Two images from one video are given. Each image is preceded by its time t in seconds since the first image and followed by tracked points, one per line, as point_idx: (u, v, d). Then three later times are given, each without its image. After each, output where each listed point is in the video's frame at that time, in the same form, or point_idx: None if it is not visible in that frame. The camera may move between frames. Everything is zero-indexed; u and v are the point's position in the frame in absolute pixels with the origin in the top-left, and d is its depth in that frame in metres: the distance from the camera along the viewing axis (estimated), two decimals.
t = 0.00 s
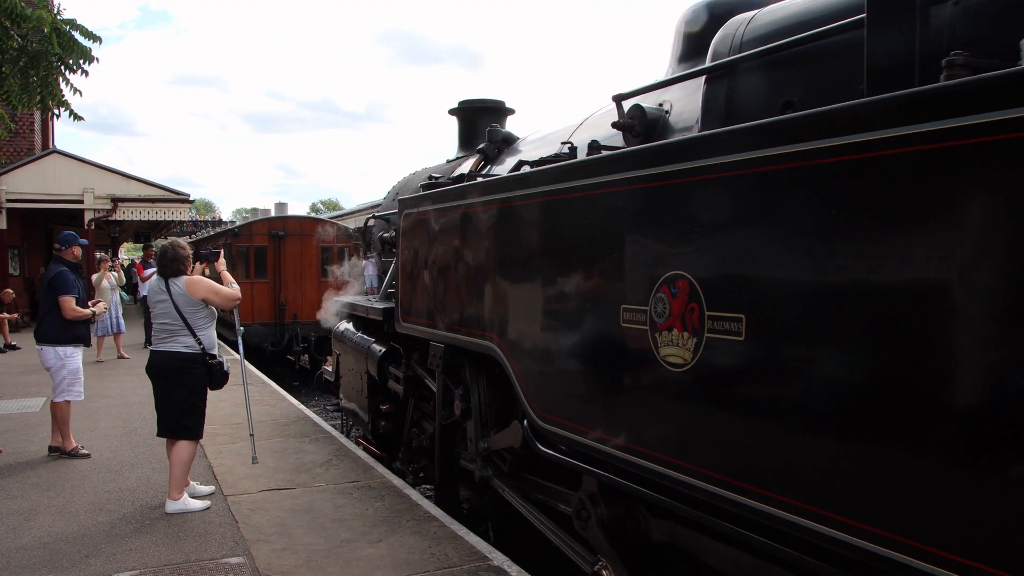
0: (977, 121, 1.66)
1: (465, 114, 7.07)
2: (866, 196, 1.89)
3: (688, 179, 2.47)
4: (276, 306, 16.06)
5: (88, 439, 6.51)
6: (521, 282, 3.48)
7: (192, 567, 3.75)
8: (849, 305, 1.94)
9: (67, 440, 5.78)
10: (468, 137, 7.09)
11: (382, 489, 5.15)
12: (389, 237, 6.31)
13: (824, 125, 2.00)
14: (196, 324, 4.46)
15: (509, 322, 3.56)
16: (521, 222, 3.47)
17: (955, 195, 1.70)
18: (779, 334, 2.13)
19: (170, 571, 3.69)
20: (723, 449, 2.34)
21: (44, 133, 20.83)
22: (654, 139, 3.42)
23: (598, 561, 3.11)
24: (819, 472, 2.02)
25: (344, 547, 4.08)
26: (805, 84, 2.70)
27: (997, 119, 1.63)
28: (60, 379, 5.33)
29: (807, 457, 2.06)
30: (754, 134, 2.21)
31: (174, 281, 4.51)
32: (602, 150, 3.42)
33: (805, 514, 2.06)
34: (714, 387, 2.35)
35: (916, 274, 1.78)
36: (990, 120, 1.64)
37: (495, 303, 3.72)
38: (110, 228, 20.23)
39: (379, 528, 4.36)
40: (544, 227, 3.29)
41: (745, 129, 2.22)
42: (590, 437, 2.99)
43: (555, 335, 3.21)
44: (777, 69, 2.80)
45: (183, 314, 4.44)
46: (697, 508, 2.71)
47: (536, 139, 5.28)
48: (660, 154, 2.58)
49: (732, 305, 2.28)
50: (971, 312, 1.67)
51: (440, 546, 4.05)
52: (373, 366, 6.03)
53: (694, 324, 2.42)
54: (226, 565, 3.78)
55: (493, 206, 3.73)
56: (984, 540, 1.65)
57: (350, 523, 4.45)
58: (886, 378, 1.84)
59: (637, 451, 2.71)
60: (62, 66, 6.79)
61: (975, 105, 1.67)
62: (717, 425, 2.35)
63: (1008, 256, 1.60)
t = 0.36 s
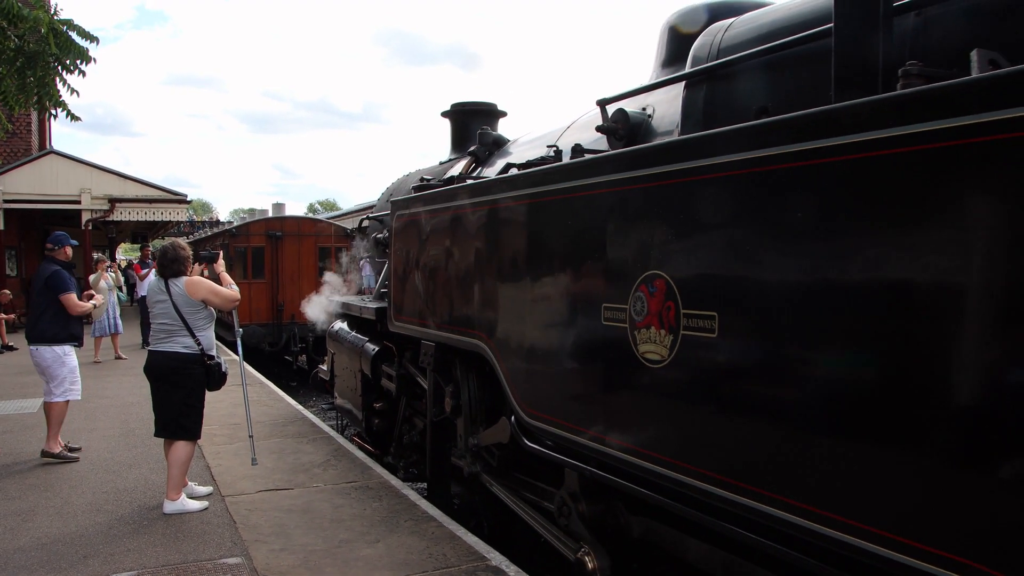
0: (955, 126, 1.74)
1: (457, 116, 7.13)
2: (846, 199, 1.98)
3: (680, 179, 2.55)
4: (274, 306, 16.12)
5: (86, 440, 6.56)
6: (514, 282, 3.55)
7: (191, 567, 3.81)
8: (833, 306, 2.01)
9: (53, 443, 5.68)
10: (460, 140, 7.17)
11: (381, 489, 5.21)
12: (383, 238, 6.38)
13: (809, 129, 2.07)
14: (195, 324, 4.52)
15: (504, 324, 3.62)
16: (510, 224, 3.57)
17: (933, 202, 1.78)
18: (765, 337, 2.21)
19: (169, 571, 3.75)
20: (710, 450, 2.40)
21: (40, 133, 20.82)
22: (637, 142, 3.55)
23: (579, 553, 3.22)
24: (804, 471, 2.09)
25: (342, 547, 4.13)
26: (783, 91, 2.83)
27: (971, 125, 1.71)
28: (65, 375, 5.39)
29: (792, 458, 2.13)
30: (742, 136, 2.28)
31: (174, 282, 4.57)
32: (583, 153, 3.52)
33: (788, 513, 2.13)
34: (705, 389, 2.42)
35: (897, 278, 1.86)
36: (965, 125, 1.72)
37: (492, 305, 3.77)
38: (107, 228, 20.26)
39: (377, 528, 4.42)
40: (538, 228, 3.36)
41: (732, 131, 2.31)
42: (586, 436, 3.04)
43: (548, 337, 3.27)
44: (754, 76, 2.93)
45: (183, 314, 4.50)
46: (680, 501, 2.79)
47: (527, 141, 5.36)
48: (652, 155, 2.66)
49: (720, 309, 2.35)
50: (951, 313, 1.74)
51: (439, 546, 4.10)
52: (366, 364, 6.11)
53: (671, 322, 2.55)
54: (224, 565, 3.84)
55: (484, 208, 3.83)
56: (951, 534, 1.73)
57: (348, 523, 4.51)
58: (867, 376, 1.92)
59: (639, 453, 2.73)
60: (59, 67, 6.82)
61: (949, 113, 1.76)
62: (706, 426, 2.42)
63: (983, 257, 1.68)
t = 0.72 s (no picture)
0: (947, 126, 1.75)
1: (452, 117, 7.15)
2: (839, 198, 1.99)
3: (663, 180, 2.61)
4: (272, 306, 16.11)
5: (84, 439, 6.56)
6: (512, 281, 3.56)
7: (188, 567, 3.81)
8: (828, 304, 2.01)
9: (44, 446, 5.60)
10: (454, 142, 7.19)
11: (378, 489, 5.21)
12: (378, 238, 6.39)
13: (800, 129, 2.09)
14: (193, 323, 4.52)
15: (502, 323, 3.63)
16: (498, 223, 3.68)
17: (928, 202, 1.79)
18: (760, 336, 2.21)
19: (166, 571, 3.75)
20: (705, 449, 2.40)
21: (39, 132, 20.81)
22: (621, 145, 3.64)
23: (563, 539, 3.36)
24: (801, 471, 2.08)
25: (340, 547, 4.13)
26: (757, 96, 2.92)
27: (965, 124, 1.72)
28: (55, 380, 5.34)
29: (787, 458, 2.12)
30: (734, 136, 2.29)
31: (172, 281, 4.57)
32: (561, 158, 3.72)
33: (783, 513, 2.13)
34: (700, 388, 2.42)
35: (891, 277, 1.86)
36: (957, 125, 1.73)
37: (490, 305, 3.77)
38: (105, 228, 20.25)
39: (375, 528, 4.41)
40: (534, 228, 3.38)
41: (718, 133, 2.35)
42: (581, 434, 3.05)
43: (544, 336, 3.28)
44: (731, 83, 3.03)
45: (180, 313, 4.49)
46: (672, 499, 2.81)
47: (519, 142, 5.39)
48: (644, 156, 2.68)
49: (715, 308, 2.36)
50: (944, 312, 1.75)
51: (437, 546, 4.10)
52: (360, 362, 6.13)
53: (649, 320, 2.63)
54: (222, 565, 3.83)
55: (474, 208, 3.93)
56: (945, 533, 1.73)
57: (346, 523, 4.50)
58: (864, 374, 1.92)
59: (640, 455, 2.71)
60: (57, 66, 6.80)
61: (940, 114, 1.77)
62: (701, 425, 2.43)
63: (978, 256, 1.68)
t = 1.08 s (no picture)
0: (938, 125, 1.75)
1: (445, 118, 7.15)
2: (832, 197, 1.98)
3: (649, 181, 2.64)
4: (270, 305, 16.10)
5: (81, 439, 6.54)
6: (510, 278, 3.55)
7: (186, 567, 3.80)
8: (825, 302, 1.99)
9: (42, 447, 5.60)
10: (448, 143, 7.18)
11: (377, 488, 5.21)
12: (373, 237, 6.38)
13: (790, 128, 2.09)
14: (190, 322, 4.51)
15: (500, 322, 3.62)
16: (485, 222, 3.77)
17: (921, 201, 1.78)
18: (757, 335, 2.20)
19: (164, 571, 3.74)
20: (703, 449, 2.39)
21: (37, 132, 20.77)
22: (607, 145, 3.68)
23: (548, 527, 3.50)
24: (801, 470, 2.06)
25: (338, 546, 4.13)
26: (738, 100, 2.97)
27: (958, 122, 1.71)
28: (52, 382, 5.34)
29: (784, 457, 2.11)
30: (726, 135, 2.30)
31: (169, 281, 4.55)
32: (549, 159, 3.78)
33: (781, 513, 2.12)
34: (698, 387, 2.41)
35: (886, 277, 1.85)
36: (949, 124, 1.72)
37: (489, 305, 3.75)
38: (103, 228, 20.23)
39: (374, 528, 4.41)
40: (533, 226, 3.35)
41: (706, 134, 2.37)
42: (582, 434, 3.01)
43: (540, 335, 3.27)
44: (714, 84, 3.08)
45: (177, 313, 4.48)
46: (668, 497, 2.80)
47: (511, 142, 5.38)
48: (640, 154, 2.66)
49: (712, 307, 2.35)
50: (938, 310, 1.74)
51: (435, 545, 4.09)
52: (355, 359, 6.16)
53: (630, 317, 2.70)
54: (220, 565, 3.82)
55: (464, 207, 4.01)
56: (945, 532, 1.71)
57: (345, 522, 4.50)
58: (861, 373, 1.90)
59: (637, 452, 2.69)
60: (55, 65, 6.77)
61: (932, 111, 1.76)
62: (698, 424, 2.41)
63: (972, 254, 1.67)
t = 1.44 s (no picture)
0: (919, 124, 1.78)
1: (438, 117, 7.15)
2: (817, 193, 2.01)
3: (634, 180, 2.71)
4: (268, 302, 16.10)
5: (77, 436, 6.54)
6: (507, 274, 3.54)
7: (184, 564, 3.80)
8: (821, 299, 2.00)
9: (39, 444, 5.60)
10: (441, 142, 7.20)
11: (374, 484, 5.22)
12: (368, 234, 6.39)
13: (775, 126, 2.13)
14: (186, 319, 4.51)
15: (497, 319, 3.62)
16: (474, 219, 3.84)
17: (907, 198, 1.80)
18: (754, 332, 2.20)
19: (161, 568, 3.74)
20: (700, 445, 2.39)
21: (33, 128, 20.72)
22: (592, 144, 3.77)
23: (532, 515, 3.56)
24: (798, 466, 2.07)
25: (335, 543, 4.13)
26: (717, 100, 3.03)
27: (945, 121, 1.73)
28: (50, 379, 5.34)
29: (780, 454, 2.12)
30: (725, 131, 2.29)
31: (165, 277, 4.55)
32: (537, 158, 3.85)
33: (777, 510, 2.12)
34: (695, 384, 2.41)
35: (880, 274, 1.86)
36: (928, 123, 1.76)
37: (485, 302, 3.75)
38: (99, 224, 20.20)
39: (371, 524, 4.41)
40: (531, 222, 3.34)
41: (692, 132, 2.42)
42: (586, 434, 2.98)
43: (537, 332, 3.27)
44: (696, 85, 3.13)
45: (173, 309, 4.48)
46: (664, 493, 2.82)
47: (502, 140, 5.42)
48: (640, 150, 2.66)
49: (709, 304, 2.35)
50: (925, 306, 1.76)
51: (432, 542, 4.10)
52: (349, 355, 6.24)
53: (611, 312, 2.79)
54: (218, 562, 3.83)
55: (454, 205, 4.10)
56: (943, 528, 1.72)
57: (342, 519, 4.50)
58: (855, 369, 1.91)
59: (637, 450, 2.68)
60: (51, 62, 6.73)
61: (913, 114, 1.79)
62: (695, 420, 2.42)
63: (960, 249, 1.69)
